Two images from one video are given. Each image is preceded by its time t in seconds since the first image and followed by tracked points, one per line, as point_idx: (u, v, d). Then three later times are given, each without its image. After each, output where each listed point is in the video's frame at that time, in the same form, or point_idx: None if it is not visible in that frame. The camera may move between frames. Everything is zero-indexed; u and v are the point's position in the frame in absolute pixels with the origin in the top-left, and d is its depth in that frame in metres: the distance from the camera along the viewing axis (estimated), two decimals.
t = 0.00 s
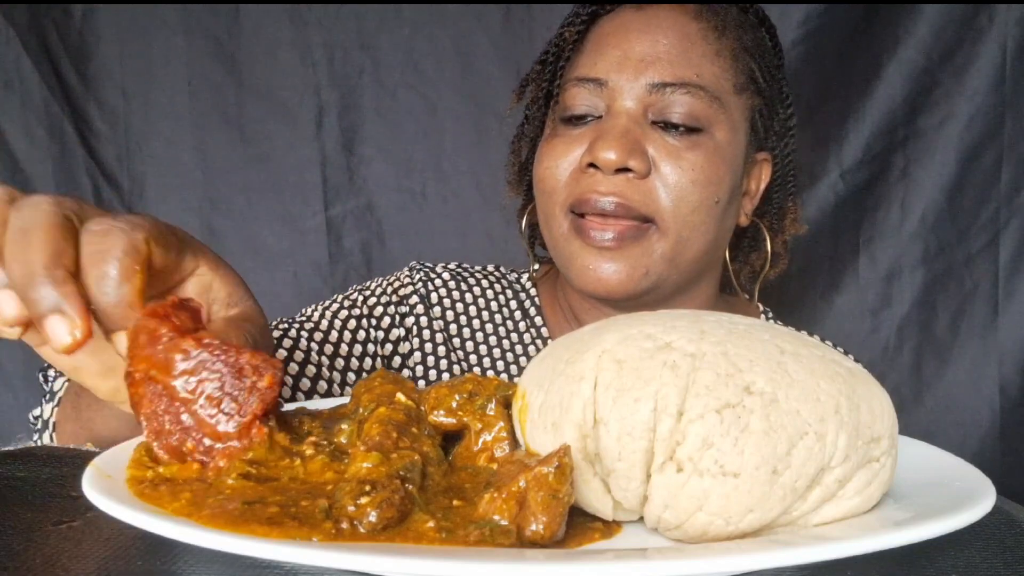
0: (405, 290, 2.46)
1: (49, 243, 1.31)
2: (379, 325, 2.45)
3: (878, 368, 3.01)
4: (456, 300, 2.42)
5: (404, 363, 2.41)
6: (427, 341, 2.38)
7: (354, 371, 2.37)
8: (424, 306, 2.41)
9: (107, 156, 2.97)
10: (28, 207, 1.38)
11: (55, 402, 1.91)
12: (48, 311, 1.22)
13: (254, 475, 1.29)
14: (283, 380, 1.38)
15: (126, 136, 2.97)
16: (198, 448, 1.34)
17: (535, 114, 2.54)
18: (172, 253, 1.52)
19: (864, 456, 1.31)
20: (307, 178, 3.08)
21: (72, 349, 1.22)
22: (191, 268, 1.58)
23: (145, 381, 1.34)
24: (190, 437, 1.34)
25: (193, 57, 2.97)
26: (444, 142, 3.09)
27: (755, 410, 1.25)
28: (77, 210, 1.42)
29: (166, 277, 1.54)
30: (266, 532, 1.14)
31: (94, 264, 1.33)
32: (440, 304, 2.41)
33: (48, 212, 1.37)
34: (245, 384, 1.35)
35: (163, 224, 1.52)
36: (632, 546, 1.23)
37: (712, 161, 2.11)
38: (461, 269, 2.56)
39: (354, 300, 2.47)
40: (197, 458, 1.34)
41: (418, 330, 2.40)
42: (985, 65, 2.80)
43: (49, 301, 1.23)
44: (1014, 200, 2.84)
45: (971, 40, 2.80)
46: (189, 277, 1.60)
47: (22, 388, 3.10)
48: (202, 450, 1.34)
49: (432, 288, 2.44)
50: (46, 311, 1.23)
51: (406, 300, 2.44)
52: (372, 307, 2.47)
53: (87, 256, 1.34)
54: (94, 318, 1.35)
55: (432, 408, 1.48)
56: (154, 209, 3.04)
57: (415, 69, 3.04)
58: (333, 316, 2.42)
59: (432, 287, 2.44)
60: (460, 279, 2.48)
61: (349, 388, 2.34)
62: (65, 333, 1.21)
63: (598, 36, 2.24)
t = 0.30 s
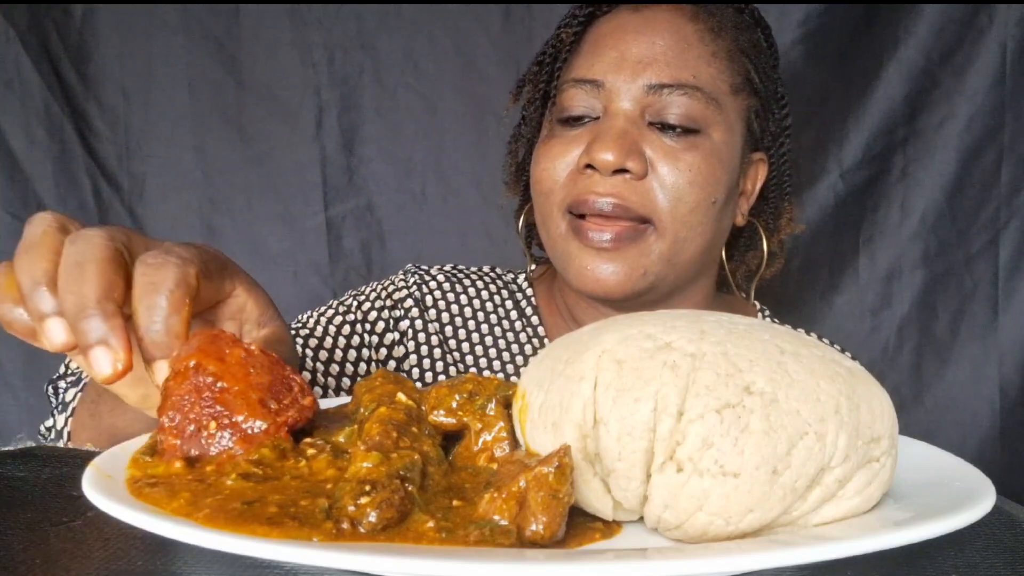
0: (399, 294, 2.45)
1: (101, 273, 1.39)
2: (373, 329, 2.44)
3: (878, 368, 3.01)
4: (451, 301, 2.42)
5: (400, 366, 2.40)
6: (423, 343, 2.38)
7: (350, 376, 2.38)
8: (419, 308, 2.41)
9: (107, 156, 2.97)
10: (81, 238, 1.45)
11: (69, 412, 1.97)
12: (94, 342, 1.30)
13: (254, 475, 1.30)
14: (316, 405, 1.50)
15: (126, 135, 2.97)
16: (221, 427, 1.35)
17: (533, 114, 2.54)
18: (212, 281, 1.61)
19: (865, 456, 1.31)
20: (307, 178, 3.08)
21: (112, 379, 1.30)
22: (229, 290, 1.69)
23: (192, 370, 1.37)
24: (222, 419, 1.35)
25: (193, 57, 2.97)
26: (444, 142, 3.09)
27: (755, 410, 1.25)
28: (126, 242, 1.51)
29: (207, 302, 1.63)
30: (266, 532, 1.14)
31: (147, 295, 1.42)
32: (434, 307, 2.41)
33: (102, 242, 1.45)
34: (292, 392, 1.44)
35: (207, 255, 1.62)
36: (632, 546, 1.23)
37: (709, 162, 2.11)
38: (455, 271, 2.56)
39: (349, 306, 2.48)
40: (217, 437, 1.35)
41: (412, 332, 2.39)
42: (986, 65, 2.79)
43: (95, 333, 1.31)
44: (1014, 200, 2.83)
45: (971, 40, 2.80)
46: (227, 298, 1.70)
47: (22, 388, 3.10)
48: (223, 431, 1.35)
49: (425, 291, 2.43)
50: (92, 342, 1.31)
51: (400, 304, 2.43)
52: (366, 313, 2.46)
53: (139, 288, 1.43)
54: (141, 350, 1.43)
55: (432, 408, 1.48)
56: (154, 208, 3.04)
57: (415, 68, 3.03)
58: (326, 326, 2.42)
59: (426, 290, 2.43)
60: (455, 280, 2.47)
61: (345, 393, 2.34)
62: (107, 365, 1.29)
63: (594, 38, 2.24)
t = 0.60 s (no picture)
0: (398, 291, 2.45)
1: (109, 274, 1.38)
2: (371, 326, 2.43)
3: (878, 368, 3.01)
4: (449, 301, 2.42)
5: (397, 365, 2.39)
6: (422, 342, 2.37)
7: (348, 373, 2.36)
8: (417, 307, 2.41)
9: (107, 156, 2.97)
10: (91, 237, 1.44)
11: (67, 402, 1.98)
12: (96, 344, 1.31)
13: (255, 476, 1.30)
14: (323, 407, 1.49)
15: (126, 135, 2.97)
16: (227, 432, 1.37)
17: (530, 113, 2.53)
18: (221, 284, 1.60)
19: (864, 456, 1.31)
20: (307, 178, 3.08)
21: (112, 381, 1.30)
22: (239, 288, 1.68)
23: (196, 377, 1.38)
24: (228, 424, 1.37)
25: (193, 56, 2.98)
26: (444, 142, 3.09)
27: (755, 410, 1.25)
28: (135, 240, 1.49)
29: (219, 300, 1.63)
30: (267, 532, 1.14)
31: (154, 307, 1.41)
32: (433, 305, 2.41)
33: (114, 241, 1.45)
34: (298, 395, 1.44)
35: (218, 260, 1.60)
36: (632, 546, 1.23)
37: (712, 161, 2.12)
38: (453, 269, 2.56)
39: (347, 303, 2.45)
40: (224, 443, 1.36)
41: (411, 331, 2.39)
42: (985, 65, 2.80)
43: (98, 334, 1.31)
44: (1014, 200, 2.84)
45: (971, 40, 2.80)
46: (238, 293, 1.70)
47: (21, 388, 3.10)
48: (229, 435, 1.37)
49: (424, 288, 2.43)
50: (94, 343, 1.31)
51: (399, 301, 2.43)
52: (365, 309, 2.44)
53: (147, 299, 1.42)
54: (149, 360, 1.43)
55: (433, 408, 1.48)
56: (154, 208, 3.04)
57: (415, 68, 3.03)
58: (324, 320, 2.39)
59: (425, 288, 2.43)
60: (453, 279, 2.47)
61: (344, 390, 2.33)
62: (110, 367, 1.29)
63: (594, 37, 2.24)
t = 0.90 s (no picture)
0: (397, 292, 2.45)
1: (99, 285, 1.37)
2: (370, 327, 2.42)
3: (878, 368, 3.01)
4: (448, 301, 2.42)
5: (397, 366, 2.39)
6: (422, 342, 2.37)
7: (347, 374, 2.36)
8: (416, 307, 2.41)
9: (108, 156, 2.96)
10: (81, 246, 1.43)
11: (64, 404, 1.98)
12: (84, 357, 1.31)
13: (255, 476, 1.30)
14: (326, 409, 1.50)
15: (126, 136, 2.97)
16: (232, 432, 1.37)
17: (529, 113, 2.52)
18: (214, 291, 1.59)
19: (864, 456, 1.31)
20: (307, 178, 3.08)
21: (101, 395, 1.30)
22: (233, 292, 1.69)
23: (198, 381, 1.38)
24: (234, 424, 1.37)
25: (193, 56, 2.97)
26: (444, 141, 3.09)
27: (755, 410, 1.25)
28: (125, 249, 1.48)
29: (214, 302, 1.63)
30: (267, 532, 1.14)
31: (146, 319, 1.41)
32: (432, 306, 2.42)
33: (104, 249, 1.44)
34: (303, 398, 1.45)
35: (211, 268, 1.59)
36: (633, 546, 1.23)
37: (716, 162, 2.12)
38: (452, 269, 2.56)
39: (346, 304, 2.45)
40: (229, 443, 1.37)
41: (411, 331, 2.39)
42: (985, 65, 2.80)
43: (86, 347, 1.31)
44: (1014, 200, 2.84)
45: (971, 40, 2.80)
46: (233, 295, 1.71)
47: (21, 387, 3.10)
48: (235, 436, 1.37)
49: (424, 289, 2.43)
50: (82, 355, 1.31)
51: (398, 302, 2.43)
52: (364, 310, 2.44)
53: (139, 310, 1.42)
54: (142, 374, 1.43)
55: (432, 408, 1.48)
56: (154, 208, 3.04)
57: (415, 68, 3.03)
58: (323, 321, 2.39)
59: (424, 288, 2.43)
60: (452, 279, 2.47)
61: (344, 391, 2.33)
62: (98, 380, 1.30)
63: (594, 39, 2.24)
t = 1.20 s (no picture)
0: (396, 291, 2.46)
1: (96, 252, 1.33)
2: (370, 327, 2.41)
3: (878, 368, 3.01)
4: (449, 300, 2.43)
5: (396, 365, 2.39)
6: (421, 341, 2.37)
7: (346, 373, 2.34)
8: (416, 306, 2.42)
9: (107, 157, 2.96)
10: (77, 216, 1.40)
11: (62, 397, 1.98)
12: (83, 324, 1.26)
13: (255, 476, 1.30)
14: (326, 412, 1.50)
15: (126, 136, 2.97)
16: (232, 432, 1.37)
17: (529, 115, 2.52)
18: (211, 259, 1.56)
19: (864, 456, 1.31)
20: (307, 178, 3.08)
21: (101, 363, 1.25)
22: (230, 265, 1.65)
23: (201, 381, 1.40)
24: (234, 424, 1.38)
25: (193, 56, 2.97)
26: (443, 142, 3.09)
27: (755, 410, 1.25)
28: (122, 219, 1.45)
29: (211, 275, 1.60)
30: (267, 532, 1.14)
31: (145, 277, 1.34)
32: (432, 305, 2.42)
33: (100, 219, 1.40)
34: (303, 400, 1.45)
35: (209, 236, 1.58)
36: (633, 546, 1.23)
37: (717, 162, 2.12)
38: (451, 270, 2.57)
39: (345, 302, 2.45)
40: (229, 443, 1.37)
41: (410, 330, 2.39)
42: (986, 65, 2.80)
43: (86, 314, 1.26)
44: (1014, 200, 2.84)
45: (971, 40, 2.80)
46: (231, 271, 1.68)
47: (21, 387, 3.10)
48: (234, 437, 1.37)
49: (423, 288, 2.44)
50: (82, 324, 1.26)
51: (398, 301, 2.44)
52: (363, 309, 2.43)
53: (136, 271, 1.35)
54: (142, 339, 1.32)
55: (433, 408, 1.48)
56: (154, 208, 3.04)
57: (415, 68, 3.03)
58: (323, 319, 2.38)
59: (424, 288, 2.45)
60: (452, 279, 2.48)
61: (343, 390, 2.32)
62: (98, 348, 1.25)
63: (594, 40, 2.23)
